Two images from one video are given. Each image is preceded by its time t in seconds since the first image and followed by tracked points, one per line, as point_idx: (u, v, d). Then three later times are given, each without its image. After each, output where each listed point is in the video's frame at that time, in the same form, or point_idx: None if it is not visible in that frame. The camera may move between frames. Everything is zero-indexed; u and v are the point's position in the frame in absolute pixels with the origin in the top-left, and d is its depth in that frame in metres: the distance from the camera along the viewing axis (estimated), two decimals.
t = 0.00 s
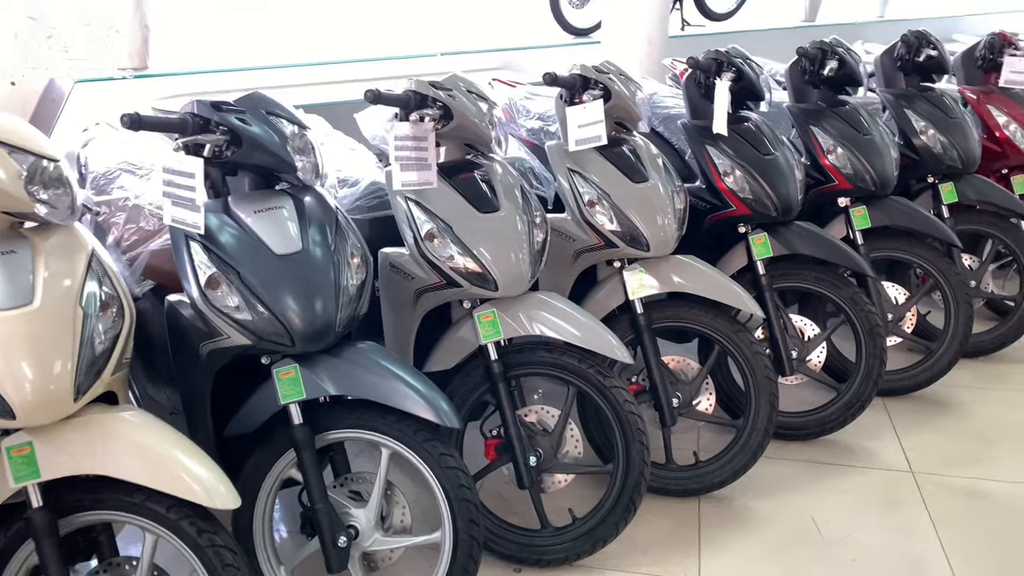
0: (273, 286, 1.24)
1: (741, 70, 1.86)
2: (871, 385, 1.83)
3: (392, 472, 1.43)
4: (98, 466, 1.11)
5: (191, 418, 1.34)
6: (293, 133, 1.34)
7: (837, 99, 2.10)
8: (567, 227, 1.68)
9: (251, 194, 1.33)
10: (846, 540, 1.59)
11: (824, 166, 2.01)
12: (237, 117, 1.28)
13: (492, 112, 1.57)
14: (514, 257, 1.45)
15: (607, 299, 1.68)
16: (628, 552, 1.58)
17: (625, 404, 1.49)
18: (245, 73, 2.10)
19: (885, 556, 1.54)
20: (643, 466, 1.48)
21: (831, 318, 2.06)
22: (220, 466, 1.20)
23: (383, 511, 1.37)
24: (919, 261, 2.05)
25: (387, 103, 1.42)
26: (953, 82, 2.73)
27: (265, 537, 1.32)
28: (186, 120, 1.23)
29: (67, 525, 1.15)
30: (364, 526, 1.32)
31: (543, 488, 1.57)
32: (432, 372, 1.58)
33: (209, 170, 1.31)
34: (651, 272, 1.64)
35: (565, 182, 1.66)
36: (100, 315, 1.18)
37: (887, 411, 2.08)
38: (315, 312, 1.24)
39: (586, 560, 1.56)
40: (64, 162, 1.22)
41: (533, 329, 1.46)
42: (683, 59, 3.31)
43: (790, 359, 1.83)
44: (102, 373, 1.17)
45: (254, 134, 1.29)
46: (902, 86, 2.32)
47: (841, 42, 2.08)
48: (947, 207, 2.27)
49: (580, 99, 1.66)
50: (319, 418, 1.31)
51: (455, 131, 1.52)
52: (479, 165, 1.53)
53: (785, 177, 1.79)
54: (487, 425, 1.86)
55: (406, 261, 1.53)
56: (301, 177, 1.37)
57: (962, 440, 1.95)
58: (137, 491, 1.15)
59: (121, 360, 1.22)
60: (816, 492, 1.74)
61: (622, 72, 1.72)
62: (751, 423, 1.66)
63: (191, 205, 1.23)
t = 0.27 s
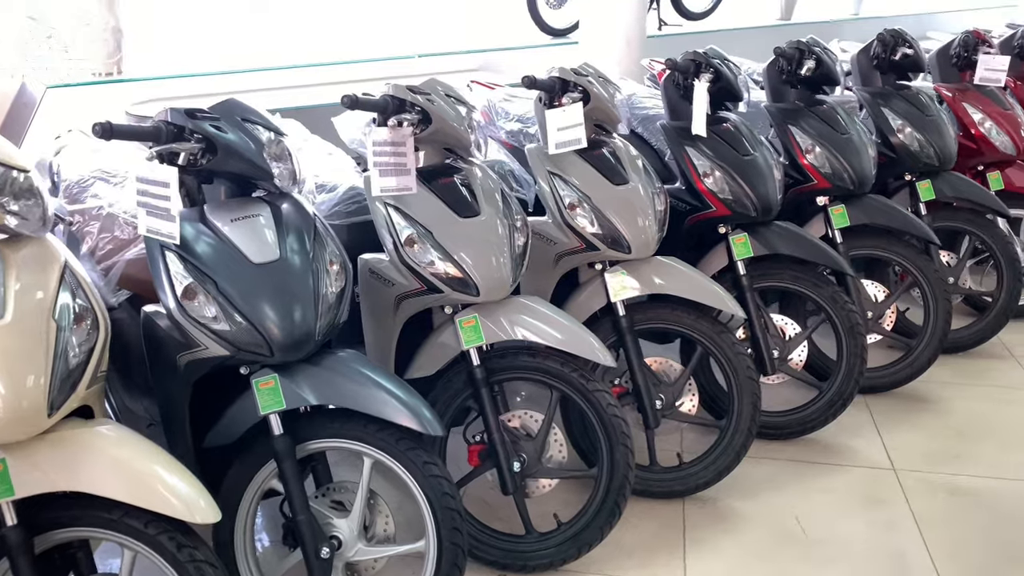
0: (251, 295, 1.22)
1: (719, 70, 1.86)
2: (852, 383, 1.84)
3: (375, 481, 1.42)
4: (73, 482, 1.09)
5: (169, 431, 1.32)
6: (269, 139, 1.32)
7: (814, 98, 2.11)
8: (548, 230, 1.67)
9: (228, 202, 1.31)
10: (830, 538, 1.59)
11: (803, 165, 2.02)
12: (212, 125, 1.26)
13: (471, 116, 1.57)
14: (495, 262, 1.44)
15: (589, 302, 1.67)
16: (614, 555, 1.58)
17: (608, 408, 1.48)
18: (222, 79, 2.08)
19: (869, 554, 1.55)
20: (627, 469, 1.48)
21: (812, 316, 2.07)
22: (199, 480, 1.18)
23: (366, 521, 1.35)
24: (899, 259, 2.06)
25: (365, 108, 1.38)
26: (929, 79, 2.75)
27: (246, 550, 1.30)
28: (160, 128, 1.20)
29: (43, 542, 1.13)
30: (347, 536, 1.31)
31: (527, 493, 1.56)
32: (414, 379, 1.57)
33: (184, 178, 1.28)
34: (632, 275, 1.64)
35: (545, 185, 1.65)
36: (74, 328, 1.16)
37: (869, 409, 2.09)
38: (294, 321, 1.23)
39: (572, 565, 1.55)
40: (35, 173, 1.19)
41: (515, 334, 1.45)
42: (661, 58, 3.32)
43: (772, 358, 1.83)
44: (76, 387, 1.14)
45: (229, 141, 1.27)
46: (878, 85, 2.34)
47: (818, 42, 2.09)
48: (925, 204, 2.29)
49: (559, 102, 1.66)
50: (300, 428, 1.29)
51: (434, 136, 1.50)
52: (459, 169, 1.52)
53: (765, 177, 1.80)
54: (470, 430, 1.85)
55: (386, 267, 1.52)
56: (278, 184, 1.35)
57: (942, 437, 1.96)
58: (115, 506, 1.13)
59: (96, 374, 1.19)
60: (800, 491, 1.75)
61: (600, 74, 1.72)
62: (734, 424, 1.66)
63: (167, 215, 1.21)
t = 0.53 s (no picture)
0: (236, 299, 1.24)
1: (703, 77, 1.88)
2: (835, 386, 1.86)
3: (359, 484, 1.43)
4: (60, 485, 1.10)
5: (155, 434, 1.33)
6: (254, 145, 1.33)
7: (798, 104, 2.13)
8: (532, 235, 1.68)
9: (214, 207, 1.33)
10: (812, 540, 1.61)
11: (786, 170, 2.05)
12: (197, 130, 1.27)
13: (455, 122, 1.58)
14: (479, 266, 1.46)
15: (574, 306, 1.69)
16: (599, 557, 1.59)
17: (592, 411, 1.50)
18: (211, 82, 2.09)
19: (850, 555, 1.57)
20: (611, 472, 1.49)
21: (796, 320, 2.09)
22: (185, 482, 1.19)
23: (350, 523, 1.36)
24: (882, 264, 2.08)
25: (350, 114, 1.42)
26: (913, 86, 2.78)
27: (232, 552, 1.31)
28: (147, 133, 1.22)
29: (30, 544, 1.14)
30: (332, 538, 1.32)
31: (512, 496, 1.58)
32: (400, 382, 1.58)
33: (170, 184, 1.30)
34: (616, 279, 1.66)
35: (529, 190, 1.67)
36: (60, 331, 1.17)
37: (852, 412, 2.11)
38: (278, 325, 1.24)
39: (557, 566, 1.57)
40: (23, 178, 1.20)
41: (500, 338, 1.46)
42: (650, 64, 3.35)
43: (756, 362, 1.85)
44: (62, 390, 1.15)
45: (215, 147, 1.29)
46: (863, 91, 2.36)
47: (800, 49, 2.12)
48: (908, 209, 2.31)
49: (543, 108, 1.68)
50: (285, 430, 1.30)
51: (418, 141, 1.52)
52: (444, 174, 1.54)
53: (748, 183, 1.82)
54: (456, 433, 1.86)
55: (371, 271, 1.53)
56: (264, 189, 1.36)
57: (924, 439, 1.98)
58: (100, 508, 1.14)
59: (82, 377, 1.20)
60: (783, 493, 1.76)
61: (585, 80, 1.74)
62: (717, 427, 1.68)
63: (152, 220, 1.22)
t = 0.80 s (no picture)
0: (246, 297, 1.28)
1: (706, 85, 1.91)
2: (836, 391, 1.88)
3: (364, 479, 1.46)
4: (75, 473, 1.14)
5: (166, 427, 1.36)
6: (266, 148, 1.38)
7: (802, 113, 2.16)
8: (536, 238, 1.72)
9: (225, 208, 1.37)
10: (810, 541, 1.63)
11: (790, 177, 2.07)
12: (210, 133, 1.31)
13: (462, 127, 1.62)
14: (482, 268, 1.49)
15: (577, 308, 1.72)
16: (598, 555, 1.62)
17: (592, 410, 1.52)
18: (225, 87, 2.14)
19: (847, 557, 1.58)
20: (610, 471, 1.52)
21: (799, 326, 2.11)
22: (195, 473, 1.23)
23: (354, 516, 1.40)
24: (885, 271, 2.10)
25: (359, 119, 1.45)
26: (920, 95, 2.80)
27: (239, 543, 1.35)
28: (161, 135, 1.26)
29: (44, 530, 1.18)
30: (336, 531, 1.35)
31: (514, 494, 1.61)
32: (405, 381, 1.62)
33: (184, 184, 1.34)
34: (619, 283, 1.68)
35: (534, 194, 1.70)
36: (76, 325, 1.21)
37: (854, 417, 2.13)
38: (286, 322, 1.28)
39: (556, 563, 1.59)
40: (42, 178, 1.25)
41: (503, 338, 1.50)
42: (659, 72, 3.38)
43: (757, 366, 1.87)
44: (77, 382, 1.19)
45: (227, 149, 1.33)
46: (868, 100, 2.38)
47: (806, 58, 2.14)
48: (912, 217, 2.33)
49: (547, 114, 1.72)
50: (292, 425, 1.34)
51: (425, 146, 1.56)
52: (449, 178, 1.58)
53: (751, 189, 1.84)
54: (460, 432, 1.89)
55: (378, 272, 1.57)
56: (274, 191, 1.40)
57: (925, 445, 2.00)
58: (112, 496, 1.18)
59: (97, 370, 1.25)
60: (783, 495, 1.78)
61: (590, 87, 1.78)
62: (717, 429, 1.70)
63: (166, 219, 1.27)
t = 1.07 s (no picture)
0: (287, 293, 1.34)
1: (734, 93, 1.96)
2: (860, 396, 1.90)
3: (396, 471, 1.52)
4: (126, 457, 1.21)
5: (210, 417, 1.43)
6: (308, 152, 1.44)
7: (829, 121, 2.19)
8: (564, 242, 1.77)
9: (268, 209, 1.44)
10: (831, 542, 1.66)
11: (816, 185, 2.10)
12: (256, 138, 1.39)
13: (493, 133, 1.67)
14: (512, 270, 1.54)
15: (604, 310, 1.76)
16: (622, 551, 1.66)
17: (617, 409, 1.56)
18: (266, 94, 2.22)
19: (868, 558, 1.61)
20: (634, 468, 1.56)
21: (825, 331, 2.13)
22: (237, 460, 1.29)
23: (386, 506, 1.45)
24: (911, 278, 2.11)
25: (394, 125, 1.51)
26: (949, 104, 2.81)
27: (276, 529, 1.41)
28: (210, 139, 1.32)
29: (96, 511, 1.25)
30: (369, 519, 1.41)
31: (540, 489, 1.65)
32: (436, 377, 1.67)
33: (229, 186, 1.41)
34: (645, 287, 1.72)
35: (563, 199, 1.75)
36: (128, 318, 1.28)
37: (878, 422, 2.15)
38: (325, 318, 1.34)
39: (581, 558, 1.64)
40: (97, 179, 1.34)
41: (532, 338, 1.54)
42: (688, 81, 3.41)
43: (782, 370, 1.90)
44: (129, 371, 1.26)
45: (272, 153, 1.40)
46: (896, 109, 2.40)
47: (833, 68, 2.17)
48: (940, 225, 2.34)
49: (576, 121, 1.78)
50: (329, 416, 1.40)
51: (458, 151, 1.61)
52: (481, 182, 1.64)
53: (777, 196, 1.87)
54: (488, 429, 1.94)
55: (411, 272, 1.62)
56: (314, 193, 1.46)
57: (950, 451, 2.01)
58: (160, 480, 1.25)
59: (146, 361, 1.31)
60: (805, 497, 1.81)
61: (619, 95, 1.82)
62: (741, 430, 1.73)
63: (213, 218, 1.33)
